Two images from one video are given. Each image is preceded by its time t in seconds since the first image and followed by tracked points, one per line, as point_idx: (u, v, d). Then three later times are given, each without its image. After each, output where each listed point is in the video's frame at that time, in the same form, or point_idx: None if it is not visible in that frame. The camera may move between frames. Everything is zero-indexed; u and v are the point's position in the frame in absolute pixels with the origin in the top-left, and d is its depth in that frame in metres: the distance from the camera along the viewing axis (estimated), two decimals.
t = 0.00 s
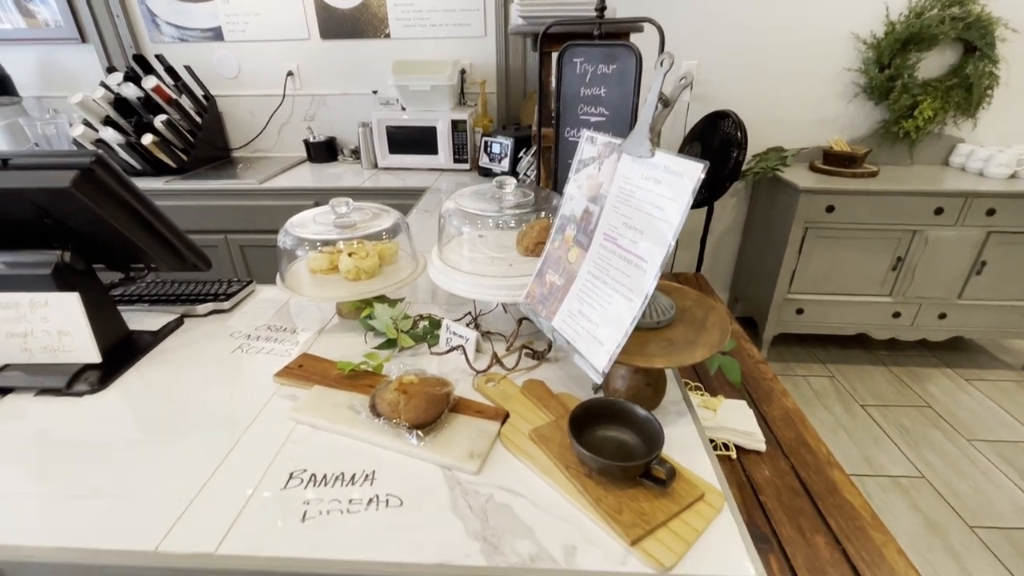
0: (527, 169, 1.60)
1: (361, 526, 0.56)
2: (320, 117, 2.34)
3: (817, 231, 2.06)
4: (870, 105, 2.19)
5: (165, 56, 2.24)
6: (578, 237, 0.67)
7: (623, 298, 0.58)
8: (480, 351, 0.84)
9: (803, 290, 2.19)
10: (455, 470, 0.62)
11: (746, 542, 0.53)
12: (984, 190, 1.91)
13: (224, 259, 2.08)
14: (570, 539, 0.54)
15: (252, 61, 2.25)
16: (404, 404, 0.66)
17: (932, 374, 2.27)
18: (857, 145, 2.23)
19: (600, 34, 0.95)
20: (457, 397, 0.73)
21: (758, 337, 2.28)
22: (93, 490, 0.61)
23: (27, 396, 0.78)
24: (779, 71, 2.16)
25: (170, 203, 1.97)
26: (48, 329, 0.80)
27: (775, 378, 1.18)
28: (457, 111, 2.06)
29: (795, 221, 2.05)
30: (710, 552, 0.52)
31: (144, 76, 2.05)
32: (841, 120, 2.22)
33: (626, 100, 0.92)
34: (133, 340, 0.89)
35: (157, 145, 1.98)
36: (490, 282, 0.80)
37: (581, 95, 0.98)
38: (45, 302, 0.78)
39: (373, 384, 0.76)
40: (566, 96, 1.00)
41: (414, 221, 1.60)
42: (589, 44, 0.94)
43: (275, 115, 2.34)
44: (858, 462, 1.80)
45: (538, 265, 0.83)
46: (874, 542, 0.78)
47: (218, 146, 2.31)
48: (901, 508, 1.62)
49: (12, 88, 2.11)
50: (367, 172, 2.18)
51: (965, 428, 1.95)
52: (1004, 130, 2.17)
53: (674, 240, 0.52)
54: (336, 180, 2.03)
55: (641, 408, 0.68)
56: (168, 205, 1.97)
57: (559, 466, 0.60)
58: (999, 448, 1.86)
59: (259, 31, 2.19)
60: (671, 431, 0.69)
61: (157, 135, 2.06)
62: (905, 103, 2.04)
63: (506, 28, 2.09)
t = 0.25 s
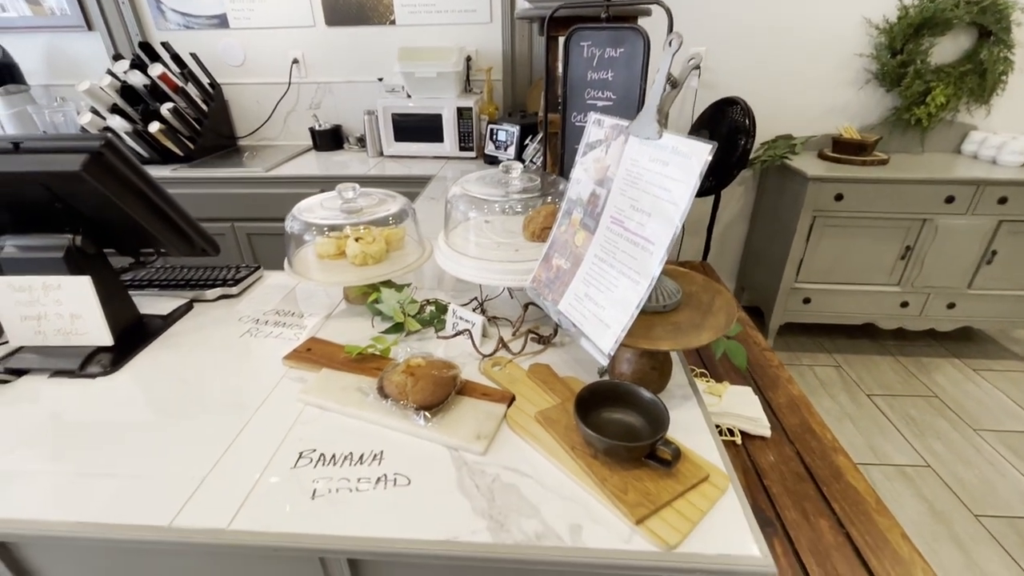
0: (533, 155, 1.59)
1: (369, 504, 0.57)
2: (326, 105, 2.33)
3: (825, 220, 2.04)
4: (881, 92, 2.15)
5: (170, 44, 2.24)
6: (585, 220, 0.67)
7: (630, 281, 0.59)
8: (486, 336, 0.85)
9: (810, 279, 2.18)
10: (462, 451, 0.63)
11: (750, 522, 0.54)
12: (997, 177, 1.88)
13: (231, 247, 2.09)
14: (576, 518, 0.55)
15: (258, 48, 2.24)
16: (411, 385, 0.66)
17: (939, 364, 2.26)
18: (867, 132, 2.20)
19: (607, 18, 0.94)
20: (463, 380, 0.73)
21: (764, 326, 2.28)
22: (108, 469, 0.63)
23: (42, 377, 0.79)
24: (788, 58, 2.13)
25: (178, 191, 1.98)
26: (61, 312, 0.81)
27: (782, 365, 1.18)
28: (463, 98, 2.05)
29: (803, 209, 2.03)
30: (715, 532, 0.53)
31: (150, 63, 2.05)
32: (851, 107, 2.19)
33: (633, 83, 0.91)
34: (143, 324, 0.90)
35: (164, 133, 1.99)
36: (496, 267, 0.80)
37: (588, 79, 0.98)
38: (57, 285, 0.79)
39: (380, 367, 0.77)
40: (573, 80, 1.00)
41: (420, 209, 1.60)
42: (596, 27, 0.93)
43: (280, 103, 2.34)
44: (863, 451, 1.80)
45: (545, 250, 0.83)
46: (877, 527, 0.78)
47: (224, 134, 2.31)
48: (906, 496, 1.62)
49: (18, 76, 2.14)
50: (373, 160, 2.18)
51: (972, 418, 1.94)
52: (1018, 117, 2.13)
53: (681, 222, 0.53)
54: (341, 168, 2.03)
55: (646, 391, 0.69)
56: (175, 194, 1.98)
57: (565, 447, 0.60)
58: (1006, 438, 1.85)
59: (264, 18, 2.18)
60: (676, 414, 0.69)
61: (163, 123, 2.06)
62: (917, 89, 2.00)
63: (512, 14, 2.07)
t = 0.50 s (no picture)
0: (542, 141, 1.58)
1: (383, 483, 0.58)
2: (333, 93, 2.33)
3: (836, 208, 2.03)
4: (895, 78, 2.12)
5: (178, 31, 2.24)
6: (596, 205, 0.67)
7: (640, 265, 0.59)
8: (495, 321, 0.86)
9: (819, 269, 2.16)
10: (473, 432, 0.64)
11: (759, 503, 0.54)
12: (1012, 165, 1.85)
13: (241, 235, 2.11)
14: (586, 498, 0.55)
15: (265, 35, 2.24)
16: (423, 368, 0.67)
17: (949, 354, 2.25)
18: (881, 120, 2.17)
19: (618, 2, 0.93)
20: (473, 363, 0.74)
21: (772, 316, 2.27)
22: (128, 447, 0.64)
23: (61, 359, 0.81)
24: (801, 43, 2.10)
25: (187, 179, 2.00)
26: (78, 295, 0.82)
27: (790, 353, 1.18)
28: (471, 86, 2.04)
29: (813, 197, 2.01)
30: (723, 512, 0.53)
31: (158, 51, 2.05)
32: (864, 94, 2.16)
33: (644, 68, 0.91)
34: (158, 309, 0.91)
35: (173, 121, 2.00)
36: (506, 252, 0.80)
37: (598, 64, 0.97)
38: (74, 269, 0.80)
39: (392, 351, 0.77)
40: (583, 65, 0.99)
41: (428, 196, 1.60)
42: (607, 11, 0.92)
43: (288, 90, 2.34)
44: (870, 440, 1.80)
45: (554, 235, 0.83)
46: (884, 512, 0.79)
47: (232, 122, 2.32)
48: (913, 485, 1.62)
49: (29, 64, 2.16)
50: (381, 148, 2.17)
51: (981, 409, 1.93)
52: None
53: (693, 206, 0.53)
54: (349, 155, 2.03)
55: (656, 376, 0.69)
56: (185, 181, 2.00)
57: (575, 429, 0.61)
58: (1015, 429, 1.84)
59: (271, 5, 2.17)
60: (685, 399, 0.70)
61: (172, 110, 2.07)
62: (932, 75, 1.97)
63: None
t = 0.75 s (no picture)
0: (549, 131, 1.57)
1: (395, 471, 0.58)
2: (340, 83, 2.32)
3: (846, 200, 2.01)
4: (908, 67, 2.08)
5: (185, 21, 2.23)
6: (607, 195, 0.66)
7: (653, 255, 0.59)
8: (505, 312, 0.86)
9: (828, 261, 2.15)
10: (483, 422, 0.64)
11: (770, 493, 0.54)
12: None
13: (248, 225, 2.11)
14: (597, 487, 0.56)
15: (271, 24, 2.23)
16: (433, 357, 0.68)
17: (958, 347, 2.23)
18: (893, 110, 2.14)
19: None
20: (483, 353, 0.74)
21: (780, 308, 2.26)
22: (143, 435, 0.65)
23: (76, 348, 0.82)
24: (812, 32, 2.07)
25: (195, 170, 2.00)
26: (91, 285, 0.82)
27: (798, 345, 1.17)
28: (478, 75, 2.02)
29: (823, 189, 1.99)
30: (734, 502, 0.54)
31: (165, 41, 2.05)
32: (877, 83, 2.13)
33: (655, 57, 0.90)
34: (169, 298, 0.92)
35: (181, 112, 2.00)
36: (515, 243, 0.80)
37: (609, 53, 0.96)
38: (87, 259, 0.80)
39: (402, 341, 0.78)
40: (594, 54, 0.98)
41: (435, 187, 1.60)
42: None
43: (295, 80, 2.33)
44: (878, 433, 1.80)
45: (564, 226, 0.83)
46: (894, 504, 0.79)
47: (239, 112, 2.32)
48: (920, 478, 1.62)
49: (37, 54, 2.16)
50: (388, 138, 2.17)
51: (991, 402, 1.92)
52: None
53: (706, 196, 0.52)
54: (356, 146, 2.03)
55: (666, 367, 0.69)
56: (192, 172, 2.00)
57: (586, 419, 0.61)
58: None
59: None
60: (695, 390, 0.70)
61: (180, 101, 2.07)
62: (947, 65, 1.94)
63: None
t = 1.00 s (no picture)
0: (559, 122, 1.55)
1: (410, 465, 0.58)
2: (346, 73, 2.30)
3: (858, 192, 1.98)
4: (924, 57, 2.05)
5: (191, 10, 2.22)
6: (624, 187, 0.65)
7: (671, 250, 0.58)
8: (517, 305, 0.85)
9: (839, 254, 2.13)
10: (498, 416, 0.64)
11: (789, 491, 0.54)
12: None
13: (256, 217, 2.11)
14: (614, 483, 0.55)
15: (277, 14, 2.21)
16: (447, 351, 0.67)
17: (969, 342, 2.21)
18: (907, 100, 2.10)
19: None
20: (497, 347, 0.74)
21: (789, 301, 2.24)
22: (157, 427, 0.65)
23: (88, 340, 0.82)
24: (826, 20, 2.03)
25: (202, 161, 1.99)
26: (103, 276, 0.82)
27: (811, 339, 1.16)
28: (486, 65, 2.00)
29: (835, 181, 1.97)
30: (753, 499, 0.53)
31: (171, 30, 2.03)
32: (891, 73, 2.09)
33: (670, 46, 0.88)
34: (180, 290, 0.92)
35: (187, 102, 1.99)
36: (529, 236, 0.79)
37: (623, 42, 0.95)
38: (99, 250, 0.80)
39: (414, 335, 0.77)
40: (608, 43, 0.97)
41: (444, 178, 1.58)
42: None
43: (301, 70, 2.31)
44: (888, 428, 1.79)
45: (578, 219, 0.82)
46: (910, 501, 0.78)
47: (246, 103, 2.31)
48: (930, 474, 1.61)
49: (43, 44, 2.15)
50: (395, 129, 2.15)
51: (1002, 398, 1.91)
52: None
53: (728, 189, 0.51)
54: (363, 137, 2.02)
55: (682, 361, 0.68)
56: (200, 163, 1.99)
57: (602, 414, 0.60)
58: None
59: None
60: (711, 385, 0.69)
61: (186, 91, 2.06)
62: (964, 54, 1.90)
63: None
